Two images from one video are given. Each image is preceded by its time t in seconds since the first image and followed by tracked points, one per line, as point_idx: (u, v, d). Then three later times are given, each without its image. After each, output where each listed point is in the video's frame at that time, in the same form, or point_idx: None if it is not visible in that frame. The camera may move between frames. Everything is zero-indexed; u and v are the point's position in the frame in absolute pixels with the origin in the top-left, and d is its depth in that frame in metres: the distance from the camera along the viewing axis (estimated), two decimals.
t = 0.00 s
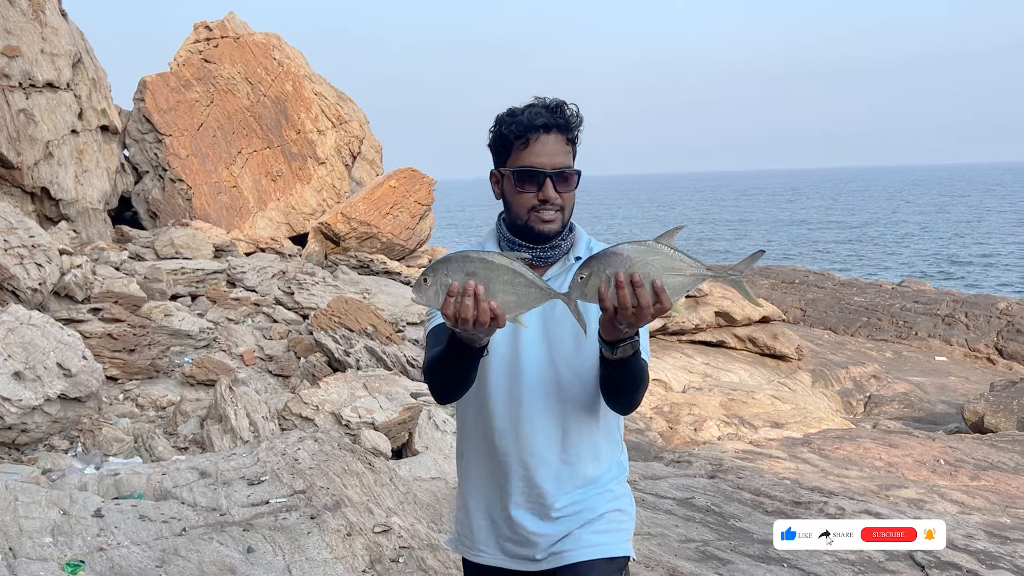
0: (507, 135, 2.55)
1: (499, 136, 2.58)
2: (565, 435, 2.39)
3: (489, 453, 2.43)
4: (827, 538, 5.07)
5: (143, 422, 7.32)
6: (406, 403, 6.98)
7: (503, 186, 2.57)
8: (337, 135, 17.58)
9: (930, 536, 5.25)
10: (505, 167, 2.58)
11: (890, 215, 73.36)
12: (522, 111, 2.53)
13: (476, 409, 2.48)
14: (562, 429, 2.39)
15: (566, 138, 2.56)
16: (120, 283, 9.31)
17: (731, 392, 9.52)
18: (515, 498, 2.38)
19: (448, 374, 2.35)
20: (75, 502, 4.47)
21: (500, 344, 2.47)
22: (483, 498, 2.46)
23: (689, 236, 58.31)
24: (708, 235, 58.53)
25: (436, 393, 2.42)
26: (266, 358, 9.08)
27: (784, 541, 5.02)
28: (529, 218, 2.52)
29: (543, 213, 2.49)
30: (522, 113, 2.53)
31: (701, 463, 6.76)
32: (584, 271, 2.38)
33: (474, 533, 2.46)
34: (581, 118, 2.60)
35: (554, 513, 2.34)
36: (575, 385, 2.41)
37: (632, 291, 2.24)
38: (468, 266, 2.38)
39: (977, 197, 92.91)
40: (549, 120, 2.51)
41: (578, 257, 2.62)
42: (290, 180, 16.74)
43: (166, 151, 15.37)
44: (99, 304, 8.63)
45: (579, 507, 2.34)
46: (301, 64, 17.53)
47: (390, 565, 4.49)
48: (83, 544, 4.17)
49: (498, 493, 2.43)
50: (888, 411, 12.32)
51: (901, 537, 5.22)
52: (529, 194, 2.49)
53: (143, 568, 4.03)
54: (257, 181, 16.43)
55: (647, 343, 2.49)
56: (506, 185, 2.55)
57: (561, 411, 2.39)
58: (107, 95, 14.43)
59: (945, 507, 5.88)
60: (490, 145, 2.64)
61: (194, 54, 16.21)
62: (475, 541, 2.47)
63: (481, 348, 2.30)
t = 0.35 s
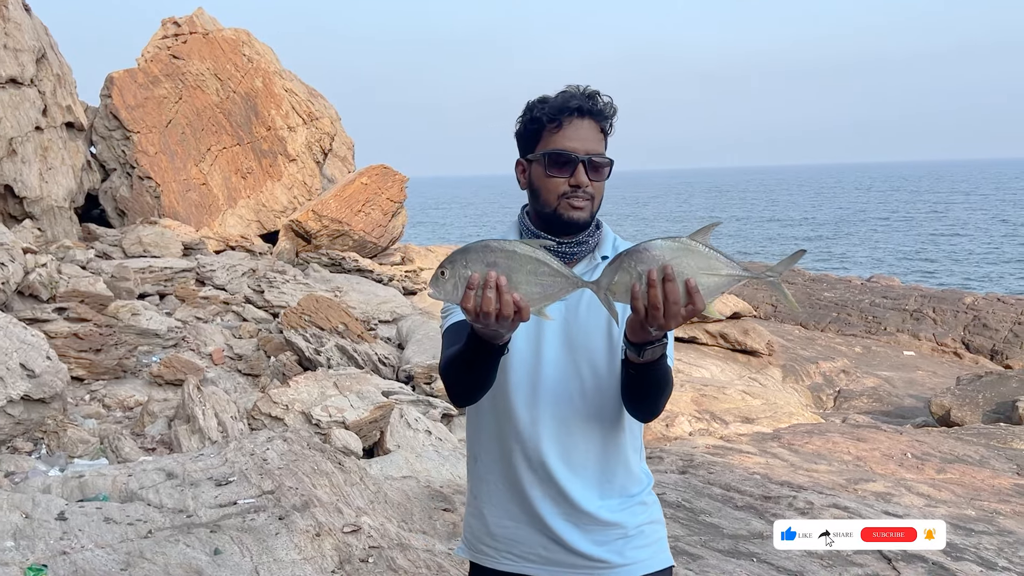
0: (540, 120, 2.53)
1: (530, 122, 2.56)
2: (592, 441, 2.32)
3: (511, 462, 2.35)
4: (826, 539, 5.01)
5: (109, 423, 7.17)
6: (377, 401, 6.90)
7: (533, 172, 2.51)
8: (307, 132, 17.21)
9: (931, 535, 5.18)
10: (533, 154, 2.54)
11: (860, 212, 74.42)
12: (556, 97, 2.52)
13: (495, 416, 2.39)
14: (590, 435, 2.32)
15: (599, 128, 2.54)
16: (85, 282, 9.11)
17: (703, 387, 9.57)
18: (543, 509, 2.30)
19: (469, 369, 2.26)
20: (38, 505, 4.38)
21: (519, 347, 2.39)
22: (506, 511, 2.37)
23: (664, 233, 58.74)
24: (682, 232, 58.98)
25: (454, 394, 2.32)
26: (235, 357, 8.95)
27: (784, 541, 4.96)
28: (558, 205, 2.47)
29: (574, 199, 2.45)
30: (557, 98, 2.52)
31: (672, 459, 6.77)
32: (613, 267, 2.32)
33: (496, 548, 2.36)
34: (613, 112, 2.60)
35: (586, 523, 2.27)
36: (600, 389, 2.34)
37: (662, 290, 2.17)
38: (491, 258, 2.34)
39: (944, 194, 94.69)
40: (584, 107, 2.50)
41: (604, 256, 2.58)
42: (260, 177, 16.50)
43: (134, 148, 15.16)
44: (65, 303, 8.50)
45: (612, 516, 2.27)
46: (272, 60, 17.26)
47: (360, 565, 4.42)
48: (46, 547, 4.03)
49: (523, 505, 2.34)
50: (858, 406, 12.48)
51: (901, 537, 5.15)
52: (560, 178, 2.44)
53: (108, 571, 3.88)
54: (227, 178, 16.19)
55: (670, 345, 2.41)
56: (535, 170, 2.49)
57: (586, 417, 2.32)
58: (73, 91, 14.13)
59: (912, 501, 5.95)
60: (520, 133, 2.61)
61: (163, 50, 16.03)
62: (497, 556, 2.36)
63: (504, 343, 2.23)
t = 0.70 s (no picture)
0: (551, 94, 2.46)
1: (541, 97, 2.49)
2: (615, 439, 2.27)
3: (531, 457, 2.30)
4: (827, 538, 5.02)
5: (75, 423, 7.00)
6: (348, 399, 6.79)
7: (545, 149, 2.46)
8: (278, 127, 17.07)
9: (930, 536, 5.27)
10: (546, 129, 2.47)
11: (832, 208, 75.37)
12: (566, 68, 2.44)
13: (515, 408, 2.34)
14: (613, 434, 2.26)
15: (612, 97, 2.46)
16: (50, 279, 8.89)
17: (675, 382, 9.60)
18: (561, 507, 2.26)
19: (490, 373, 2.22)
20: None
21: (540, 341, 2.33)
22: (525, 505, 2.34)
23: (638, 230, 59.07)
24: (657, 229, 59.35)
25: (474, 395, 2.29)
26: (204, 355, 8.81)
27: (784, 541, 4.96)
28: (571, 183, 2.40)
29: (587, 176, 2.38)
30: (567, 70, 2.44)
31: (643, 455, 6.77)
32: (635, 261, 2.28)
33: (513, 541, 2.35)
34: (628, 79, 2.50)
35: (604, 525, 2.22)
36: (623, 386, 2.28)
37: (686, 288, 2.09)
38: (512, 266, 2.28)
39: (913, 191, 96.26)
40: (596, 77, 2.41)
41: (626, 234, 2.48)
42: (230, 173, 16.29)
43: (102, 144, 14.91)
44: (28, 301, 8.31)
45: (633, 519, 2.23)
46: (242, 55, 17.00)
47: (329, 565, 4.17)
48: (6, 551, 3.90)
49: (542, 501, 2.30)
50: (827, 401, 12.63)
51: (902, 538, 5.22)
52: (572, 155, 2.38)
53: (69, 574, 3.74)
54: (196, 174, 15.93)
55: (698, 341, 2.32)
56: (548, 146, 2.44)
57: (609, 416, 2.26)
58: (36, 85, 13.81)
59: (878, 495, 6.01)
60: (532, 107, 2.54)
61: (130, 45, 15.70)
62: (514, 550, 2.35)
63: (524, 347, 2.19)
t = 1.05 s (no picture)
0: (506, 103, 2.45)
1: (501, 107, 2.49)
2: (578, 428, 2.24)
3: (493, 445, 2.28)
4: (827, 537, 5.00)
5: (44, 420, 6.86)
6: (322, 396, 6.83)
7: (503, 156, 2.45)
8: (253, 121, 16.78)
9: (930, 536, 5.24)
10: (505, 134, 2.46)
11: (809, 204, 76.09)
12: (519, 77, 2.42)
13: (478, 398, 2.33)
14: (576, 422, 2.24)
15: (567, 100, 2.39)
16: (19, 274, 8.71)
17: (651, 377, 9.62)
18: (522, 498, 2.22)
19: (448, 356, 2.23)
20: None
21: (505, 327, 2.32)
22: (488, 495, 2.31)
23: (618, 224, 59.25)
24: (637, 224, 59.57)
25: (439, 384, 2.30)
26: (177, 351, 8.68)
27: (784, 541, 4.97)
28: (523, 187, 2.37)
29: (536, 179, 2.34)
30: (520, 77, 2.43)
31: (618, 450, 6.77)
32: (589, 262, 2.20)
33: (474, 533, 2.31)
34: (589, 85, 2.43)
35: (566, 516, 2.19)
36: (586, 376, 2.26)
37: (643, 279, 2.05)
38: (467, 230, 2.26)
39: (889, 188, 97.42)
40: (546, 81, 2.37)
41: (590, 236, 2.40)
42: (205, 167, 15.97)
43: (73, 137, 14.80)
44: None
45: (593, 511, 2.19)
46: (216, 48, 16.76)
47: (300, 563, 4.10)
48: None
49: (505, 490, 2.27)
50: (802, 395, 12.74)
51: (901, 536, 5.18)
52: (522, 159, 2.35)
53: (35, 573, 3.64)
54: (170, 168, 15.70)
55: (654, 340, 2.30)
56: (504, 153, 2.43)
57: (574, 404, 2.24)
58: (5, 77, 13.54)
59: (851, 489, 6.06)
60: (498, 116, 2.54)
61: (103, 37, 15.39)
62: (477, 540, 2.31)
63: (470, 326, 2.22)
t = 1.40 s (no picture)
0: (479, 90, 2.43)
1: (473, 96, 2.48)
2: (557, 414, 2.21)
3: (470, 434, 2.24)
4: (827, 538, 5.02)
5: (22, 415, 6.74)
6: (305, 391, 6.72)
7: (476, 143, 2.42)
8: (236, 114, 16.65)
9: (930, 536, 5.28)
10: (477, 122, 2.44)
11: (794, 201, 76.53)
12: (492, 65, 2.42)
13: (453, 386, 2.28)
14: (554, 409, 2.21)
15: (540, 87, 2.38)
16: None
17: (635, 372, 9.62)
18: (501, 487, 2.19)
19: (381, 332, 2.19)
20: None
21: (476, 313, 2.26)
22: (466, 485, 2.27)
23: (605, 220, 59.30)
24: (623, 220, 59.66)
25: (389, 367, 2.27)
26: (158, 346, 8.57)
27: (784, 541, 4.92)
28: (494, 171, 2.33)
29: (509, 163, 2.30)
30: (494, 65, 2.42)
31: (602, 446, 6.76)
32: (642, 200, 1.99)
33: (451, 524, 2.27)
34: (560, 74, 2.43)
35: (545, 502, 2.17)
36: (561, 361, 2.21)
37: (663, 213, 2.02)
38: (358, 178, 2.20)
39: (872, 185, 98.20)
40: (519, 68, 2.36)
41: (561, 224, 2.32)
42: (187, 161, 15.75)
43: (54, 130, 14.65)
44: None
45: (573, 498, 2.17)
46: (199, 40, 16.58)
47: (282, 560, 4.06)
48: None
49: (483, 479, 2.23)
50: (785, 391, 12.80)
51: (903, 536, 5.22)
52: (494, 143, 2.32)
53: (12, 571, 3.56)
54: (153, 161, 15.50)
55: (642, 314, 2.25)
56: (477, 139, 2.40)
57: (551, 390, 2.21)
58: None
59: (835, 485, 6.09)
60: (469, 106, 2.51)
61: (84, 29, 15.27)
62: (455, 531, 2.26)
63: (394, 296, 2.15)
